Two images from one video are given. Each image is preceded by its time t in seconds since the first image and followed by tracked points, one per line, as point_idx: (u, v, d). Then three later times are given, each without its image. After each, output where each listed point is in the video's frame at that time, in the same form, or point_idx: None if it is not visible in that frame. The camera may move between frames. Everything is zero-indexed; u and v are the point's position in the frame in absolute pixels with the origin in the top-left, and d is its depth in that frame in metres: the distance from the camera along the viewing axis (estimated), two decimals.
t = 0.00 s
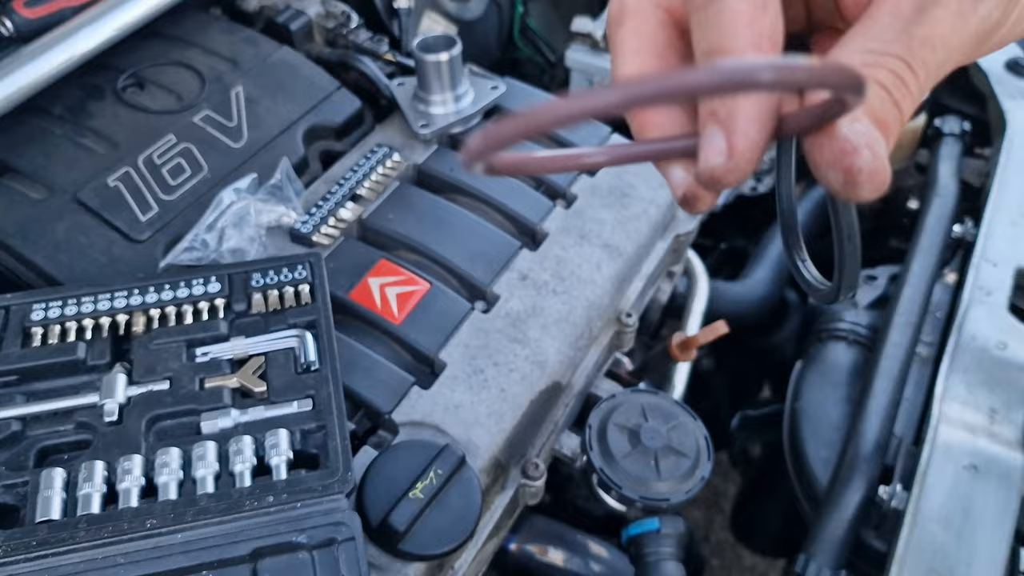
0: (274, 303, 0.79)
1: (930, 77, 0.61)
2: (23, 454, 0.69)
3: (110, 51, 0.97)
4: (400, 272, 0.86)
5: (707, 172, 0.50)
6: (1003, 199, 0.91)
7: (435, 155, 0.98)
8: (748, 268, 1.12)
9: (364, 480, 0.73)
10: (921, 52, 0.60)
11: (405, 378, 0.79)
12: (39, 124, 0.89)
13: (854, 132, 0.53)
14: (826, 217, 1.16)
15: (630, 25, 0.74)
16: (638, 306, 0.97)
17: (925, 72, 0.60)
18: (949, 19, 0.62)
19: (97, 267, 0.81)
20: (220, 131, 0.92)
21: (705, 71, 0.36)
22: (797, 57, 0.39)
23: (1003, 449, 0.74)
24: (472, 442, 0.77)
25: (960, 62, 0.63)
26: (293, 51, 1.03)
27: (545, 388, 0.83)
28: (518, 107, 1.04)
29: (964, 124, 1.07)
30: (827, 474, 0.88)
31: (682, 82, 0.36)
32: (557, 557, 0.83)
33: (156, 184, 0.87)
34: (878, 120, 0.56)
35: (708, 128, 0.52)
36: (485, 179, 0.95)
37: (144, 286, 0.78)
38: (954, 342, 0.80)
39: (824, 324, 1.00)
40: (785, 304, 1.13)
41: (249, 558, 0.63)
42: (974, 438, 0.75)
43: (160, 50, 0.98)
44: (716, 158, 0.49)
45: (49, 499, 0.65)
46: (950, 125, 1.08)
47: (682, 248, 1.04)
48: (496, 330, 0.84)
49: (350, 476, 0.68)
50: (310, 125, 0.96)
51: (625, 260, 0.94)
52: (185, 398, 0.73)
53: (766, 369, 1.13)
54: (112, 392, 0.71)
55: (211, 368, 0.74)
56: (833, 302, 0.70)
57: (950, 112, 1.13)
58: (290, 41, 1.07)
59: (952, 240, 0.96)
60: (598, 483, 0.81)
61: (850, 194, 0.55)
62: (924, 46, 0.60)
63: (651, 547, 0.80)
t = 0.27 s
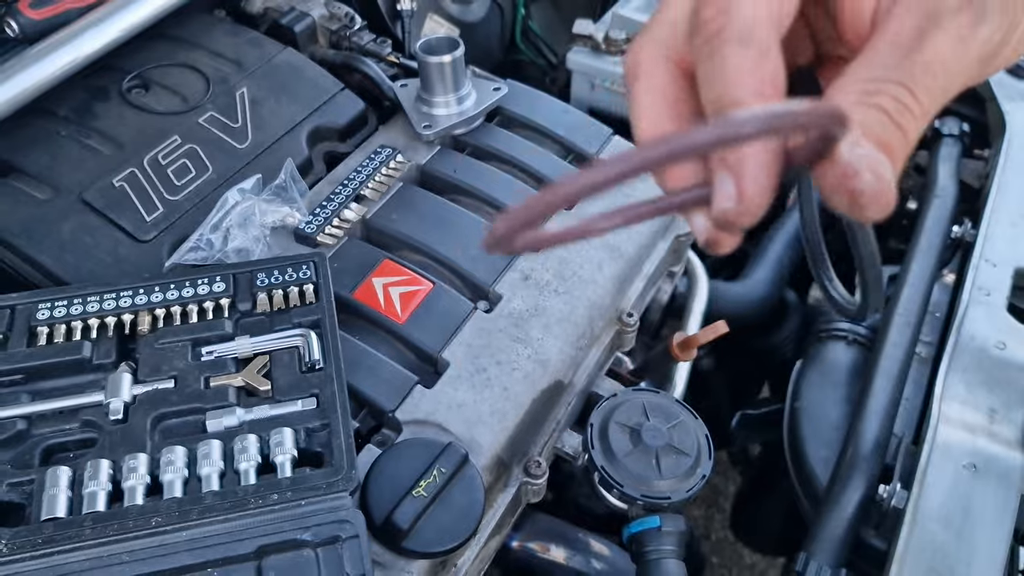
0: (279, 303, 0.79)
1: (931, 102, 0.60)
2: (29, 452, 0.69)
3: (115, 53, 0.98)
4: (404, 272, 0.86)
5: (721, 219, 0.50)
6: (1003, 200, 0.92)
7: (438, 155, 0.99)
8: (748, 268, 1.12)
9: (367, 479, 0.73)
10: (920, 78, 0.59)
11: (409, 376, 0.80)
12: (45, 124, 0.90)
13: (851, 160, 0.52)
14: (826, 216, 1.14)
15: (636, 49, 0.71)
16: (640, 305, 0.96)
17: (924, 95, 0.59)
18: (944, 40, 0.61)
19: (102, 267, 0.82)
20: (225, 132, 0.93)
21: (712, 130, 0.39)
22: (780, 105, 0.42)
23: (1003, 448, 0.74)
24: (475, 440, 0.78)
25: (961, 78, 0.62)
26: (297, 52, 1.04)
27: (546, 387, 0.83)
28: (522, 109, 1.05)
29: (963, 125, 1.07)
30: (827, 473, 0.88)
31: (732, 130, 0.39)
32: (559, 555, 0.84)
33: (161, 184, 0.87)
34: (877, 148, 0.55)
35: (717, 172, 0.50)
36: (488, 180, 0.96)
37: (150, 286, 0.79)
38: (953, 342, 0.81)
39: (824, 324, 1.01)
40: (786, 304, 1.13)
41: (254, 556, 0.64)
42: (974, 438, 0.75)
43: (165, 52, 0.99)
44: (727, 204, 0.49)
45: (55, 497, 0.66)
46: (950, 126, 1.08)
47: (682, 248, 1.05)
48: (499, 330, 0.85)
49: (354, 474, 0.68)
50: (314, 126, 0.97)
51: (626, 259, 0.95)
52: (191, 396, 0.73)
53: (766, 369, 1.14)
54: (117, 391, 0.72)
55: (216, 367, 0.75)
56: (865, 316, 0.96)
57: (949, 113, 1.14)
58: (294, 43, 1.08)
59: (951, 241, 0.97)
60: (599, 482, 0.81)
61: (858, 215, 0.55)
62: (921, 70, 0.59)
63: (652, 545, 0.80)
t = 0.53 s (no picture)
0: (276, 302, 0.79)
1: (814, 126, 0.61)
2: (25, 452, 0.69)
3: (113, 51, 0.97)
4: (402, 272, 0.86)
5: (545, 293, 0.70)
6: (1005, 199, 0.91)
7: (436, 154, 0.98)
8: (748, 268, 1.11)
9: (365, 479, 0.73)
10: (789, 101, 0.59)
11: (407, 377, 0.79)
12: (41, 123, 0.89)
13: (654, 170, 0.58)
14: (828, 216, 1.13)
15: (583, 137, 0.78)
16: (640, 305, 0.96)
17: (797, 125, 0.60)
18: (845, 55, 0.60)
19: (100, 266, 0.81)
20: (223, 130, 0.92)
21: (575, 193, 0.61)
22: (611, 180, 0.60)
23: (1004, 448, 0.74)
24: (474, 440, 0.78)
25: (765, 138, 0.60)
26: (295, 51, 1.03)
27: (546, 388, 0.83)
28: (521, 108, 1.05)
29: (965, 123, 1.07)
30: (828, 473, 0.88)
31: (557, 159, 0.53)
32: (558, 555, 0.84)
33: (158, 183, 0.87)
34: (630, 172, 0.59)
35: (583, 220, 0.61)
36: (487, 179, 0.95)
37: (146, 285, 0.79)
38: (954, 342, 0.80)
39: (824, 323, 1.00)
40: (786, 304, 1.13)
41: (251, 557, 0.63)
42: (975, 438, 0.75)
43: (163, 51, 0.98)
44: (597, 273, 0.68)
45: (50, 497, 0.65)
46: (951, 125, 1.08)
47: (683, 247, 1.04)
48: (498, 328, 0.85)
49: (352, 475, 0.68)
50: (312, 125, 0.96)
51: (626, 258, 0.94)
52: (188, 396, 0.73)
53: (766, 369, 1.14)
54: (114, 391, 0.72)
55: (213, 367, 0.75)
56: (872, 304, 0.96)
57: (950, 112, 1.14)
58: (293, 41, 1.07)
59: (952, 241, 0.96)
60: (599, 482, 0.81)
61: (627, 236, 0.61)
62: (789, 95, 0.59)
63: (651, 545, 0.80)
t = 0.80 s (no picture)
0: (274, 300, 0.78)
1: (515, 207, 0.62)
2: (21, 451, 0.69)
3: (110, 48, 0.97)
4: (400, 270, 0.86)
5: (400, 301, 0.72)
6: (1007, 198, 0.91)
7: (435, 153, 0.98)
8: (749, 267, 1.11)
9: (363, 478, 0.72)
10: (505, 178, 0.61)
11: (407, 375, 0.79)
12: (38, 121, 0.89)
13: (404, 246, 0.62)
14: (828, 215, 1.15)
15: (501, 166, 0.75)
16: (640, 303, 0.96)
17: (510, 200, 0.62)
18: (549, 144, 0.62)
19: (97, 264, 0.81)
20: (221, 128, 0.92)
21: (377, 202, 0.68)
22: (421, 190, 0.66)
23: (1006, 447, 0.73)
24: (473, 439, 0.77)
25: (535, 206, 0.63)
26: (294, 48, 1.03)
27: (546, 387, 0.82)
28: (520, 106, 1.04)
29: (967, 121, 1.06)
30: (829, 472, 0.87)
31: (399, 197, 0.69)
32: (558, 555, 0.83)
33: (156, 181, 0.87)
34: (415, 214, 0.62)
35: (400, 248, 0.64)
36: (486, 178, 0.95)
37: (144, 283, 0.78)
38: (956, 340, 0.80)
39: (825, 322, 1.00)
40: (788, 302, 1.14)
41: (248, 556, 0.62)
42: (977, 437, 0.74)
43: (161, 48, 0.98)
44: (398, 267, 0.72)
45: (46, 496, 0.65)
46: (953, 123, 1.07)
47: (683, 246, 1.04)
48: (497, 327, 0.84)
49: (350, 473, 0.68)
50: (311, 122, 0.96)
51: (627, 257, 0.94)
52: (185, 395, 0.72)
53: (766, 368, 1.14)
54: (112, 389, 0.71)
55: (210, 365, 0.74)
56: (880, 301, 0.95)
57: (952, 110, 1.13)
58: (292, 39, 1.07)
59: (954, 239, 0.96)
60: (599, 482, 0.80)
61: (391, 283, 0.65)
62: (506, 172, 0.61)
63: (651, 545, 0.79)
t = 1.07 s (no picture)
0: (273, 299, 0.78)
1: (357, 206, 0.65)
2: (19, 449, 0.69)
3: (109, 46, 0.97)
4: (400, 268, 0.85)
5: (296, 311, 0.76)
6: (1006, 196, 0.91)
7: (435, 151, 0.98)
8: (748, 265, 1.11)
9: (362, 476, 0.72)
10: (348, 182, 0.64)
11: (406, 373, 0.79)
12: (38, 119, 0.89)
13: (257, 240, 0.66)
14: (828, 213, 1.15)
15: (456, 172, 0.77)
16: (640, 302, 0.96)
17: (358, 200, 0.65)
18: (380, 154, 0.64)
19: (96, 262, 0.81)
20: (220, 126, 0.92)
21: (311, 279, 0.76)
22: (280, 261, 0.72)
23: (1005, 446, 0.73)
24: (471, 437, 0.77)
25: (359, 215, 0.65)
26: (293, 46, 1.02)
27: (544, 385, 0.82)
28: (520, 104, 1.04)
29: (967, 119, 1.06)
30: (828, 471, 0.87)
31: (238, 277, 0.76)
32: (558, 553, 0.83)
33: (155, 179, 0.86)
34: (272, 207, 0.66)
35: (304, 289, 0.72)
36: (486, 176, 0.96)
37: (142, 281, 0.78)
38: (956, 339, 0.80)
39: (825, 321, 1.00)
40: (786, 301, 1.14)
41: (246, 554, 0.63)
42: (977, 435, 0.74)
43: (160, 46, 0.98)
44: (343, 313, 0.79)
45: (44, 494, 0.65)
46: (953, 121, 1.07)
47: (683, 244, 1.04)
48: (496, 325, 0.84)
49: (348, 471, 0.67)
50: (310, 120, 0.96)
51: (626, 255, 0.94)
52: (184, 392, 0.72)
53: (766, 367, 1.14)
54: (109, 387, 0.71)
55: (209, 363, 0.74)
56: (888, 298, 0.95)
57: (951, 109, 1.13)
58: (291, 37, 1.07)
59: (954, 237, 0.95)
60: (598, 480, 0.80)
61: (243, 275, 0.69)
62: (358, 173, 0.64)
63: (650, 544, 0.79)
